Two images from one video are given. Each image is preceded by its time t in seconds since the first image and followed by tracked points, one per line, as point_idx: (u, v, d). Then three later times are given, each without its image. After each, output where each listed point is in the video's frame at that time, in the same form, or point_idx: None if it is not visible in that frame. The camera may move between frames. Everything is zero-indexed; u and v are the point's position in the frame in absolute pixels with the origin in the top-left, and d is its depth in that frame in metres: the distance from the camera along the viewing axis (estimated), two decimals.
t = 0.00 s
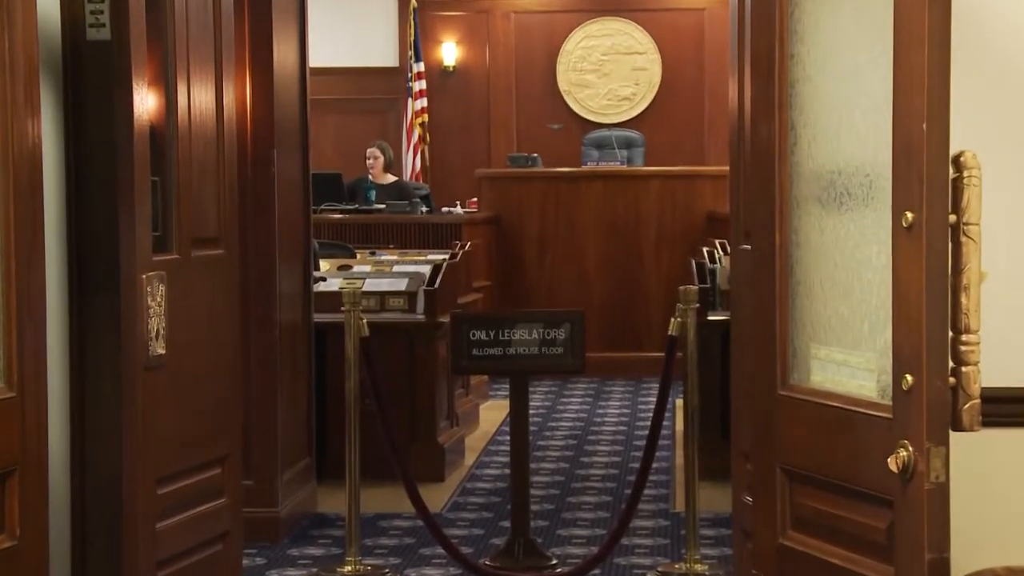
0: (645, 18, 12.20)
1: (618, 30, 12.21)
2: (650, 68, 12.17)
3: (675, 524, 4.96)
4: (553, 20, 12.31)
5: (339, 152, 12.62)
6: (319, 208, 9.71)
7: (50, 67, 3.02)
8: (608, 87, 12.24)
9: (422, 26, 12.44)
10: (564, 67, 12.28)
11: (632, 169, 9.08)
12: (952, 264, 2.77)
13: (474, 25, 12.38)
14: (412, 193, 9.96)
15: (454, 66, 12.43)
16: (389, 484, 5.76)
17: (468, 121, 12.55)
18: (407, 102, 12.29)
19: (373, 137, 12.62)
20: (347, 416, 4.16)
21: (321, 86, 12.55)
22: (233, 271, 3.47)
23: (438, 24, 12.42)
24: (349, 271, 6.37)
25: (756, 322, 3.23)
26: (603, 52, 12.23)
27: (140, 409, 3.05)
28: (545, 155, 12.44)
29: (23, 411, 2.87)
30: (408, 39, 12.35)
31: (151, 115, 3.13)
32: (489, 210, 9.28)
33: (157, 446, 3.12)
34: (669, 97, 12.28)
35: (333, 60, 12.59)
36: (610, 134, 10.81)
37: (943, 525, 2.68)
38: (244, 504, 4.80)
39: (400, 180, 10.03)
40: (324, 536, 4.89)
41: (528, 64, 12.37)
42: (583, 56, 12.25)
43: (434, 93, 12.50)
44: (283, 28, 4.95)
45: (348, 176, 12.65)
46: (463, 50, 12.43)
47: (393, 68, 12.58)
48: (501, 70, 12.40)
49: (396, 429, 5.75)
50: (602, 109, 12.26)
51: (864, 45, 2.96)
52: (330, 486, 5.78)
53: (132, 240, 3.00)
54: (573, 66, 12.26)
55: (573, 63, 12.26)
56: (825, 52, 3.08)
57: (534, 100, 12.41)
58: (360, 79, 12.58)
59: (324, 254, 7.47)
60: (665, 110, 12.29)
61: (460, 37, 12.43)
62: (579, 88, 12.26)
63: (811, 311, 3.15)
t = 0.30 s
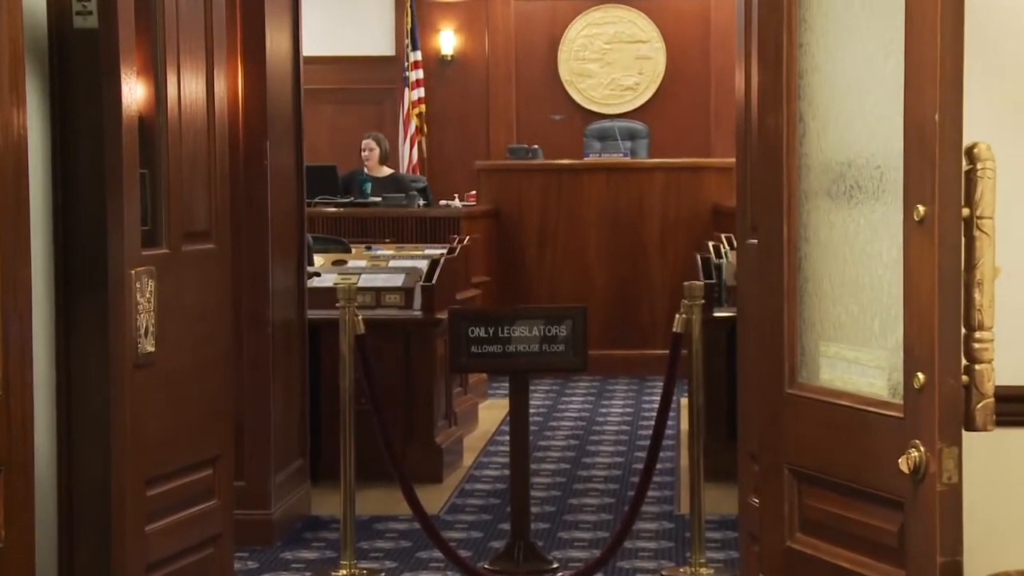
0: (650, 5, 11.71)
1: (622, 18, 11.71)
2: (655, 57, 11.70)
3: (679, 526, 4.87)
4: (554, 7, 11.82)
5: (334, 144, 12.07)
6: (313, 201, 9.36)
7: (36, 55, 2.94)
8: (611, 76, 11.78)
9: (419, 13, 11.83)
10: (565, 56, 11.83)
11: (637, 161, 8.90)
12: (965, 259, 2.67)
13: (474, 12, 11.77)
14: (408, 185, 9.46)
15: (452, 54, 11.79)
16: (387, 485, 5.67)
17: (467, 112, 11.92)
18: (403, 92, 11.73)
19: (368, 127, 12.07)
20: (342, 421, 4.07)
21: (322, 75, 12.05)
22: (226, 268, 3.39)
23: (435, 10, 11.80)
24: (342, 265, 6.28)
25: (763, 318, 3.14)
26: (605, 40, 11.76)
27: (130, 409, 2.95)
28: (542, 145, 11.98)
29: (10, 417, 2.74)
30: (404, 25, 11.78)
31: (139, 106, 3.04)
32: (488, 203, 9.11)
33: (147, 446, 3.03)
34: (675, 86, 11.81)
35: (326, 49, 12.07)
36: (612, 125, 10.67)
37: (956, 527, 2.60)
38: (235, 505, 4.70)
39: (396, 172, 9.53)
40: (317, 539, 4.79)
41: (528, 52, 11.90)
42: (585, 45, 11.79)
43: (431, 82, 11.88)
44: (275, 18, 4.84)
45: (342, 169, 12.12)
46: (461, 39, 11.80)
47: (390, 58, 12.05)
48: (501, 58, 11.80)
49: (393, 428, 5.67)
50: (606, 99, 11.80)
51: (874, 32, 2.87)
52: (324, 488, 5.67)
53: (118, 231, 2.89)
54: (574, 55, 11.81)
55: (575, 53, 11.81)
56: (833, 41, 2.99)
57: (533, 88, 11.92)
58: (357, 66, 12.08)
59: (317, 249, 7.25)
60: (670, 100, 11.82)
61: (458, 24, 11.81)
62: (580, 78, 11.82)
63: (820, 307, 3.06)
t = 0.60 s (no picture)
0: None
1: None
2: (659, 40, 11.29)
3: (684, 524, 4.78)
4: None
5: (325, 125, 11.77)
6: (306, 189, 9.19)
7: (19, 38, 2.85)
8: (613, 60, 11.37)
9: None
10: (566, 39, 11.40)
11: (641, 148, 8.75)
12: (978, 249, 2.58)
13: None
14: (404, 173, 9.30)
15: (450, 38, 11.46)
16: (383, 481, 5.58)
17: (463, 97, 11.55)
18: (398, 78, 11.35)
19: (360, 111, 11.80)
20: (336, 415, 3.96)
21: (315, 59, 11.77)
22: (216, 258, 3.29)
23: None
24: (337, 254, 6.16)
25: (770, 309, 3.05)
26: (608, 22, 11.33)
27: (119, 403, 2.86)
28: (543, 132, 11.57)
29: None
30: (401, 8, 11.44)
31: (126, 91, 2.95)
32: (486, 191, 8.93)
33: (135, 442, 2.95)
34: (680, 68, 11.35)
35: (320, 32, 11.82)
36: (614, 110, 10.38)
37: (967, 524, 2.52)
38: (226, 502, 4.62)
39: (392, 159, 9.36)
40: (310, 537, 4.71)
41: (529, 36, 11.46)
42: (587, 27, 11.36)
43: (428, 67, 11.54)
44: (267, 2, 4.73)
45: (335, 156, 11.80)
46: (459, 21, 11.45)
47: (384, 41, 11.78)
48: (500, 42, 11.43)
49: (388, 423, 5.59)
50: (608, 84, 11.40)
51: (884, 15, 2.78)
52: (318, 483, 5.58)
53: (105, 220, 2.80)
54: (575, 37, 11.38)
55: (576, 35, 11.37)
56: (841, 24, 2.90)
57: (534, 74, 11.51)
58: (354, 51, 11.81)
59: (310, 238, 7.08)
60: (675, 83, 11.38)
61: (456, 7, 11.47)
62: (582, 61, 11.39)
63: (828, 299, 2.96)
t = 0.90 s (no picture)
0: None
1: None
2: (662, 22, 10.92)
3: (688, 521, 4.70)
4: None
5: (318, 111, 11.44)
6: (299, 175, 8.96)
7: (3, 23, 2.78)
8: (615, 43, 11.03)
9: None
10: (567, 22, 11.06)
11: (642, 132, 8.58)
12: (991, 238, 2.47)
13: None
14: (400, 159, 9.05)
15: (447, 21, 11.25)
16: (379, 477, 5.50)
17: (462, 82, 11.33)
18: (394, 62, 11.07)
19: (356, 98, 11.45)
20: (330, 409, 3.88)
21: (306, 43, 11.43)
22: (207, 248, 3.21)
23: None
24: (331, 245, 6.09)
25: (777, 300, 2.97)
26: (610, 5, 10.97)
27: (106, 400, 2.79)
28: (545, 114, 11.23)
29: None
30: None
31: (115, 76, 2.88)
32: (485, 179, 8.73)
33: (123, 439, 2.88)
34: (684, 49, 11.00)
35: (311, 15, 11.45)
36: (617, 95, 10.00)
37: (981, 521, 2.43)
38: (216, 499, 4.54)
39: (387, 145, 9.11)
40: (304, 535, 4.62)
41: (528, 19, 11.14)
42: (588, 10, 11.01)
43: (425, 50, 11.31)
44: None
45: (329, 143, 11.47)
46: (457, 5, 11.26)
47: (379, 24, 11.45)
48: (499, 25, 11.17)
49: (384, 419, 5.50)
50: (610, 68, 11.06)
51: None
52: (311, 480, 5.50)
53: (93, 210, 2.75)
54: (576, 21, 11.04)
55: (577, 19, 11.03)
56: (852, 5, 2.81)
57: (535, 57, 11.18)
58: (349, 35, 11.46)
59: (304, 227, 6.96)
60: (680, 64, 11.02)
61: None
62: (583, 45, 11.06)
63: (838, 290, 2.87)
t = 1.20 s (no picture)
0: None
1: None
2: (667, 7, 10.55)
3: (693, 522, 4.62)
4: None
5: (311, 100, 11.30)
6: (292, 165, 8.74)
7: None
8: (617, 28, 10.65)
9: None
10: (568, 6, 10.68)
11: (645, 120, 8.30)
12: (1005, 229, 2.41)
13: None
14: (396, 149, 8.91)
15: (444, 6, 11.04)
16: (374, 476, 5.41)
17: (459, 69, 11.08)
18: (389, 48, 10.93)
19: (351, 85, 11.32)
20: (324, 403, 3.79)
21: (301, 29, 11.28)
22: (198, 240, 3.14)
23: None
24: (325, 236, 5.99)
25: (783, 294, 2.89)
26: None
27: (93, 397, 2.76)
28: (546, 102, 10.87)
29: None
30: None
31: (102, 62, 2.82)
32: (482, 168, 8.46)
33: (109, 436, 2.84)
34: (689, 35, 10.61)
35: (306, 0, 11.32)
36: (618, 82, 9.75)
37: (994, 522, 2.35)
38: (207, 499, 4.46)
39: (382, 134, 8.97)
40: (297, 536, 4.55)
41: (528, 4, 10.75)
42: None
43: (421, 37, 11.11)
44: None
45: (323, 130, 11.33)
46: None
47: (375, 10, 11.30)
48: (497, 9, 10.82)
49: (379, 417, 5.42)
50: (613, 54, 10.68)
51: None
52: (305, 478, 5.42)
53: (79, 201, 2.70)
54: (579, 5, 10.66)
55: (579, 2, 10.65)
56: None
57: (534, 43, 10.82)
58: (341, 18, 11.34)
59: (297, 219, 6.87)
60: (686, 49, 10.64)
61: None
62: (584, 31, 10.68)
63: (847, 283, 2.79)
